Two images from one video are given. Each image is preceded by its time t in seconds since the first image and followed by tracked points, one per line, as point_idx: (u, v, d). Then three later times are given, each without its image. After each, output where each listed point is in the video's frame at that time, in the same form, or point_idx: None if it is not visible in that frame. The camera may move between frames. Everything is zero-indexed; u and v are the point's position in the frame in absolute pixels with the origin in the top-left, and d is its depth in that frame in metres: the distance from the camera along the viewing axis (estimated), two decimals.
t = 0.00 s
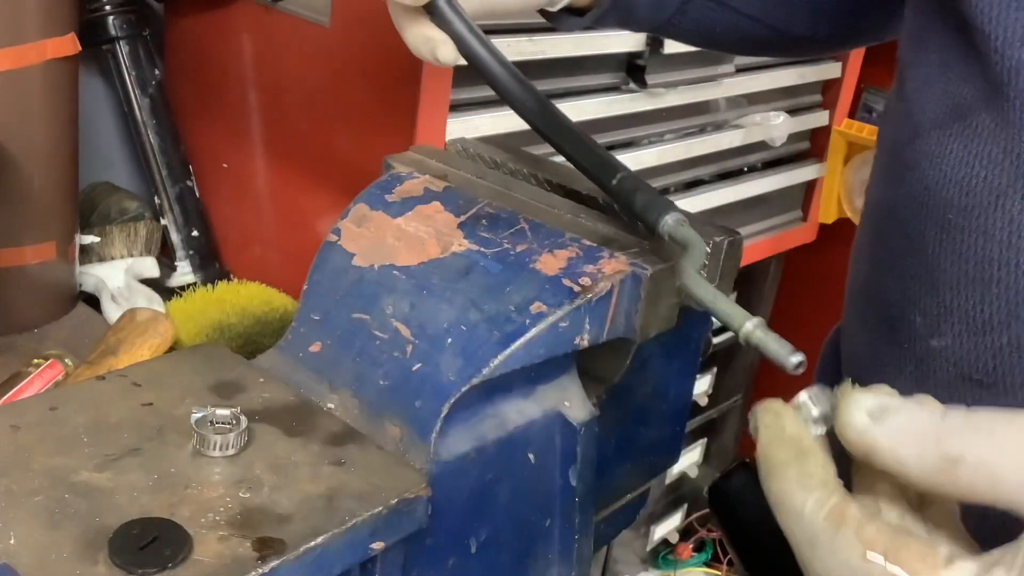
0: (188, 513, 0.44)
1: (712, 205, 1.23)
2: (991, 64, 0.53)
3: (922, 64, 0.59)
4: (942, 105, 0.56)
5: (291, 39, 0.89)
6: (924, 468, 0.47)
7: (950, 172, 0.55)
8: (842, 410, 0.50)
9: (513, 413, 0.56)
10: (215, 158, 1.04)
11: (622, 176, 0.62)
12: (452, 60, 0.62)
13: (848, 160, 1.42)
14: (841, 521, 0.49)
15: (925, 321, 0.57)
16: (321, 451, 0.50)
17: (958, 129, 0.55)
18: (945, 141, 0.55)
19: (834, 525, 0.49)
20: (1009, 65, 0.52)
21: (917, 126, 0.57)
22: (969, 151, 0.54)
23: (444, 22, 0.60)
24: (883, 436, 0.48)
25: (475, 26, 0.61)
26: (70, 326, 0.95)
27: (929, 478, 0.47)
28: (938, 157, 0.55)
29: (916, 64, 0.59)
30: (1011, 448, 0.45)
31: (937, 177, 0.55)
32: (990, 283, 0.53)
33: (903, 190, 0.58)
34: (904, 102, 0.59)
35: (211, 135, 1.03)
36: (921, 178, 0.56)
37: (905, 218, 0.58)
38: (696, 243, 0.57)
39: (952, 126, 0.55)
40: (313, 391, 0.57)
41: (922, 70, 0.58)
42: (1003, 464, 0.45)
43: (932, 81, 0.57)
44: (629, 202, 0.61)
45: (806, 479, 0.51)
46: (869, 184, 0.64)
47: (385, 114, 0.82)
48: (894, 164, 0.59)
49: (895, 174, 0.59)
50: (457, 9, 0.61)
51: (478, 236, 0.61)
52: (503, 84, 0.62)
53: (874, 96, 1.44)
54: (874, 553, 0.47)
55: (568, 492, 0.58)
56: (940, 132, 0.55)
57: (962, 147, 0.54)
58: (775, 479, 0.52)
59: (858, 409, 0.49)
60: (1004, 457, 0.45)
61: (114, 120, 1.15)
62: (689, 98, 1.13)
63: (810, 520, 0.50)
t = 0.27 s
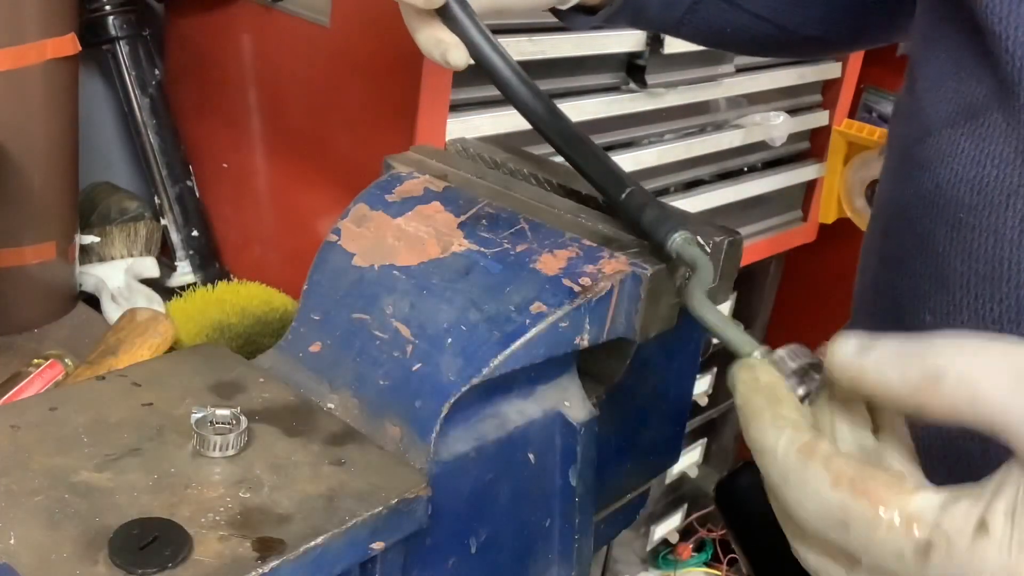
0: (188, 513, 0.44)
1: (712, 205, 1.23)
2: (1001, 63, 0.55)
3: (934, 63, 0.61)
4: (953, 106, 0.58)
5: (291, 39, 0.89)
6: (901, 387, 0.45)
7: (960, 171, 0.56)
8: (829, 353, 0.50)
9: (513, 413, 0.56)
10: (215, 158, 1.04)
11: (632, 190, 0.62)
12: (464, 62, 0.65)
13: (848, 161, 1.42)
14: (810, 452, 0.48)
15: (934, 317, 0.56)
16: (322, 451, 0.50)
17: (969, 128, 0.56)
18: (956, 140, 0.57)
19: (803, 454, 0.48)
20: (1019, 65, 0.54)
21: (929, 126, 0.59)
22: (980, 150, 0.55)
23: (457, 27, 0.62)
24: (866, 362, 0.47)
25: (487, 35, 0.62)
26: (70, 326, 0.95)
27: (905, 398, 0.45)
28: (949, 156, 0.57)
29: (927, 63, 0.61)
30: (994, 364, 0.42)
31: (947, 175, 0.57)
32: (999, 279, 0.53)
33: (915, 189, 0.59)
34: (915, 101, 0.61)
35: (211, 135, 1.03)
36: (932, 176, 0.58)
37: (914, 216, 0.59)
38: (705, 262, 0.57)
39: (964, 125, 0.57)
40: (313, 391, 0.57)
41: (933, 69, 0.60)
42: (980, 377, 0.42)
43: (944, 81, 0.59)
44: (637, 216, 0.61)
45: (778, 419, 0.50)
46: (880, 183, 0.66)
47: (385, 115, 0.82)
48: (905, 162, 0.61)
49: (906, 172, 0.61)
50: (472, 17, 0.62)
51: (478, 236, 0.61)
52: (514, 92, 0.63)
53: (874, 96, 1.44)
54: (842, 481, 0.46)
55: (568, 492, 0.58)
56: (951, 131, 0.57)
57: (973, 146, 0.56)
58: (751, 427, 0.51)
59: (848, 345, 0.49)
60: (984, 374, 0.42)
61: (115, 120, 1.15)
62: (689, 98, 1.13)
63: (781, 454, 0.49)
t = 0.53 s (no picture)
0: (188, 513, 0.44)
1: (712, 205, 1.23)
2: (1006, 59, 0.55)
3: (940, 59, 0.61)
4: (959, 102, 0.58)
5: (292, 39, 0.89)
6: (880, 290, 0.49)
7: (967, 168, 0.57)
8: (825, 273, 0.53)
9: (513, 413, 0.56)
10: (216, 158, 1.04)
11: (658, 181, 0.61)
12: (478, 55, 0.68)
13: (848, 161, 1.41)
14: (776, 365, 0.49)
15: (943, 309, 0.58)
16: (321, 451, 0.50)
17: (975, 125, 0.57)
18: (962, 137, 0.57)
19: (770, 374, 0.49)
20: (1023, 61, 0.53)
21: (936, 122, 0.60)
22: (985, 147, 0.56)
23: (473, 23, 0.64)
24: (852, 270, 0.51)
25: (511, 37, 0.64)
26: (70, 326, 0.95)
27: (881, 300, 0.49)
28: (955, 154, 0.58)
29: (934, 59, 0.61)
30: (969, 275, 0.47)
31: (954, 173, 0.58)
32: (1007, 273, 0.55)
33: (925, 185, 0.60)
34: (923, 98, 0.62)
35: (211, 135, 1.03)
36: (940, 174, 0.59)
37: (925, 213, 0.61)
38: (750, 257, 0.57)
39: (970, 123, 0.57)
40: (313, 391, 0.57)
41: (941, 65, 0.60)
42: (957, 290, 0.46)
43: (949, 78, 0.59)
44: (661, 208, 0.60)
45: (752, 341, 0.51)
46: (889, 178, 0.67)
47: (385, 114, 0.82)
48: (914, 158, 0.62)
49: (916, 169, 0.62)
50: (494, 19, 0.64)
51: (478, 236, 0.61)
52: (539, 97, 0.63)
53: (874, 96, 1.44)
54: (800, 390, 0.47)
55: (568, 492, 0.58)
56: (957, 128, 0.58)
57: (978, 143, 0.56)
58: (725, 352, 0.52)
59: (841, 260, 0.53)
60: (961, 285, 0.46)
61: (114, 119, 1.15)
62: (689, 98, 1.14)
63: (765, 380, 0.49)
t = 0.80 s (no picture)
0: (188, 513, 0.44)
1: (712, 205, 1.23)
2: (1008, 58, 0.55)
3: (943, 56, 0.61)
4: (961, 100, 0.58)
5: (292, 38, 0.89)
6: (840, 279, 0.53)
7: (968, 166, 0.57)
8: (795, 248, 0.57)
9: (513, 413, 0.56)
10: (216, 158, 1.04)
11: (686, 208, 0.60)
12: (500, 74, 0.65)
13: (848, 161, 1.42)
14: (736, 345, 0.51)
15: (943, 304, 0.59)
16: (321, 451, 0.50)
17: (976, 123, 0.57)
18: (964, 135, 0.57)
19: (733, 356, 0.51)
20: None
21: (938, 120, 0.60)
22: (986, 145, 0.56)
23: (493, 35, 0.61)
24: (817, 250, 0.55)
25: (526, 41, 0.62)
26: (70, 326, 0.95)
27: (840, 286, 0.53)
28: (956, 151, 0.58)
29: (936, 56, 0.61)
30: (916, 269, 0.50)
31: (956, 170, 0.58)
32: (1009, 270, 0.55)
33: (926, 183, 0.61)
34: (924, 95, 0.62)
35: (212, 135, 1.03)
36: (941, 171, 0.59)
37: (927, 210, 0.61)
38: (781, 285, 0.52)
39: (971, 121, 0.57)
40: (313, 391, 0.57)
41: (943, 63, 0.60)
42: (902, 285, 0.50)
43: (951, 76, 0.59)
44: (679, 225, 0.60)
45: (717, 317, 0.53)
46: (891, 174, 0.67)
47: (385, 115, 0.82)
48: (915, 155, 0.62)
49: (916, 167, 0.62)
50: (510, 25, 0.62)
51: (478, 236, 0.61)
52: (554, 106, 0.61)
53: (875, 96, 1.43)
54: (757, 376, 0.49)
55: (568, 491, 0.58)
56: (958, 126, 0.58)
57: (979, 141, 0.56)
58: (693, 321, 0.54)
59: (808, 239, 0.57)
60: (908, 278, 0.50)
61: (114, 119, 1.15)
62: (689, 98, 1.14)
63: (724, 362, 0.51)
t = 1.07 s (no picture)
0: (188, 513, 0.44)
1: (712, 205, 1.23)
2: (1007, 58, 0.55)
3: (942, 56, 0.61)
4: (959, 100, 0.58)
5: (292, 38, 0.89)
6: (829, 295, 0.53)
7: (968, 165, 0.57)
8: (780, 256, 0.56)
9: (513, 413, 0.56)
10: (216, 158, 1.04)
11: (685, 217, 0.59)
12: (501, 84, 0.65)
13: (848, 161, 1.42)
14: (749, 346, 0.51)
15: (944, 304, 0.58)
16: (321, 451, 0.50)
17: (976, 123, 0.57)
18: (964, 134, 0.57)
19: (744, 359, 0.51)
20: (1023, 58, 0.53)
21: (936, 120, 0.60)
22: (986, 144, 0.56)
23: (494, 46, 0.61)
24: (804, 261, 0.54)
25: (523, 46, 0.62)
26: (70, 326, 0.95)
27: (828, 304, 0.53)
28: (956, 150, 0.58)
29: (935, 55, 0.62)
30: (904, 287, 0.51)
31: (956, 169, 0.58)
32: (1011, 270, 0.55)
33: (926, 182, 0.60)
34: (923, 95, 0.62)
35: (212, 135, 1.03)
36: (941, 170, 0.59)
37: (927, 210, 0.61)
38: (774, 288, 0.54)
39: (969, 120, 0.57)
40: (313, 391, 0.57)
41: (942, 63, 0.60)
42: (892, 304, 0.51)
43: (949, 75, 0.59)
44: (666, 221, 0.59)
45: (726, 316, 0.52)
46: (891, 174, 0.67)
47: (385, 115, 0.82)
48: (914, 155, 0.62)
49: (916, 166, 0.62)
50: (508, 32, 0.61)
51: (478, 236, 0.61)
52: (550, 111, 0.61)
53: (875, 96, 1.43)
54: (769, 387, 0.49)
55: (568, 492, 0.58)
56: (958, 126, 0.58)
57: (979, 140, 0.56)
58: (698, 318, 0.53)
59: (795, 242, 0.56)
60: (897, 297, 0.50)
61: (114, 119, 1.15)
62: (689, 98, 1.14)
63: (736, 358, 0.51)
